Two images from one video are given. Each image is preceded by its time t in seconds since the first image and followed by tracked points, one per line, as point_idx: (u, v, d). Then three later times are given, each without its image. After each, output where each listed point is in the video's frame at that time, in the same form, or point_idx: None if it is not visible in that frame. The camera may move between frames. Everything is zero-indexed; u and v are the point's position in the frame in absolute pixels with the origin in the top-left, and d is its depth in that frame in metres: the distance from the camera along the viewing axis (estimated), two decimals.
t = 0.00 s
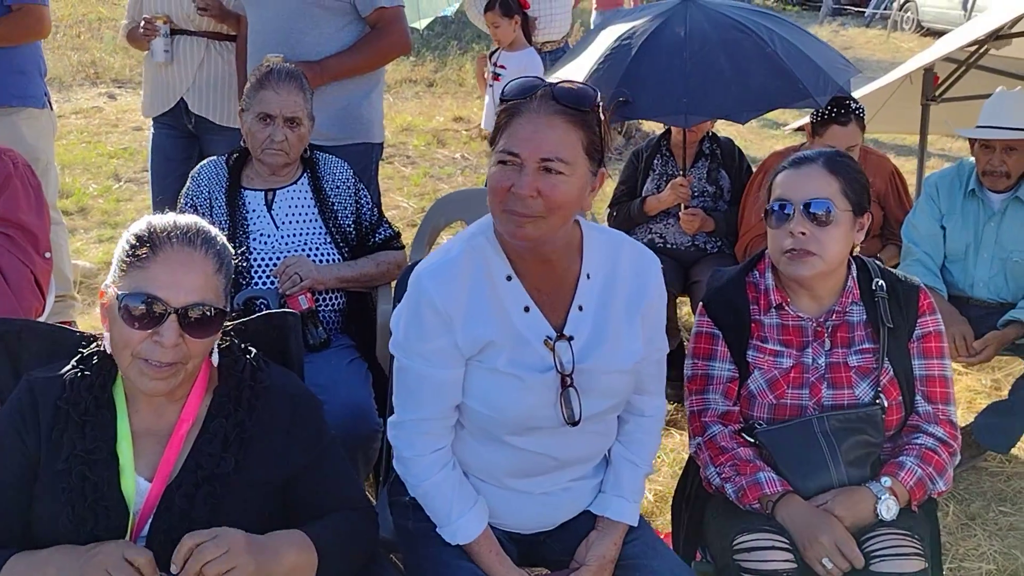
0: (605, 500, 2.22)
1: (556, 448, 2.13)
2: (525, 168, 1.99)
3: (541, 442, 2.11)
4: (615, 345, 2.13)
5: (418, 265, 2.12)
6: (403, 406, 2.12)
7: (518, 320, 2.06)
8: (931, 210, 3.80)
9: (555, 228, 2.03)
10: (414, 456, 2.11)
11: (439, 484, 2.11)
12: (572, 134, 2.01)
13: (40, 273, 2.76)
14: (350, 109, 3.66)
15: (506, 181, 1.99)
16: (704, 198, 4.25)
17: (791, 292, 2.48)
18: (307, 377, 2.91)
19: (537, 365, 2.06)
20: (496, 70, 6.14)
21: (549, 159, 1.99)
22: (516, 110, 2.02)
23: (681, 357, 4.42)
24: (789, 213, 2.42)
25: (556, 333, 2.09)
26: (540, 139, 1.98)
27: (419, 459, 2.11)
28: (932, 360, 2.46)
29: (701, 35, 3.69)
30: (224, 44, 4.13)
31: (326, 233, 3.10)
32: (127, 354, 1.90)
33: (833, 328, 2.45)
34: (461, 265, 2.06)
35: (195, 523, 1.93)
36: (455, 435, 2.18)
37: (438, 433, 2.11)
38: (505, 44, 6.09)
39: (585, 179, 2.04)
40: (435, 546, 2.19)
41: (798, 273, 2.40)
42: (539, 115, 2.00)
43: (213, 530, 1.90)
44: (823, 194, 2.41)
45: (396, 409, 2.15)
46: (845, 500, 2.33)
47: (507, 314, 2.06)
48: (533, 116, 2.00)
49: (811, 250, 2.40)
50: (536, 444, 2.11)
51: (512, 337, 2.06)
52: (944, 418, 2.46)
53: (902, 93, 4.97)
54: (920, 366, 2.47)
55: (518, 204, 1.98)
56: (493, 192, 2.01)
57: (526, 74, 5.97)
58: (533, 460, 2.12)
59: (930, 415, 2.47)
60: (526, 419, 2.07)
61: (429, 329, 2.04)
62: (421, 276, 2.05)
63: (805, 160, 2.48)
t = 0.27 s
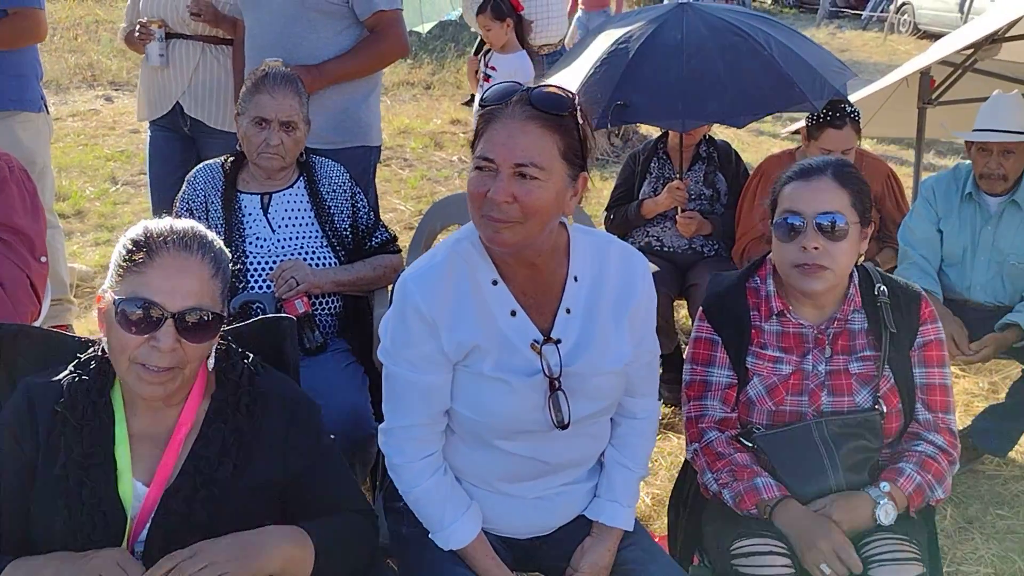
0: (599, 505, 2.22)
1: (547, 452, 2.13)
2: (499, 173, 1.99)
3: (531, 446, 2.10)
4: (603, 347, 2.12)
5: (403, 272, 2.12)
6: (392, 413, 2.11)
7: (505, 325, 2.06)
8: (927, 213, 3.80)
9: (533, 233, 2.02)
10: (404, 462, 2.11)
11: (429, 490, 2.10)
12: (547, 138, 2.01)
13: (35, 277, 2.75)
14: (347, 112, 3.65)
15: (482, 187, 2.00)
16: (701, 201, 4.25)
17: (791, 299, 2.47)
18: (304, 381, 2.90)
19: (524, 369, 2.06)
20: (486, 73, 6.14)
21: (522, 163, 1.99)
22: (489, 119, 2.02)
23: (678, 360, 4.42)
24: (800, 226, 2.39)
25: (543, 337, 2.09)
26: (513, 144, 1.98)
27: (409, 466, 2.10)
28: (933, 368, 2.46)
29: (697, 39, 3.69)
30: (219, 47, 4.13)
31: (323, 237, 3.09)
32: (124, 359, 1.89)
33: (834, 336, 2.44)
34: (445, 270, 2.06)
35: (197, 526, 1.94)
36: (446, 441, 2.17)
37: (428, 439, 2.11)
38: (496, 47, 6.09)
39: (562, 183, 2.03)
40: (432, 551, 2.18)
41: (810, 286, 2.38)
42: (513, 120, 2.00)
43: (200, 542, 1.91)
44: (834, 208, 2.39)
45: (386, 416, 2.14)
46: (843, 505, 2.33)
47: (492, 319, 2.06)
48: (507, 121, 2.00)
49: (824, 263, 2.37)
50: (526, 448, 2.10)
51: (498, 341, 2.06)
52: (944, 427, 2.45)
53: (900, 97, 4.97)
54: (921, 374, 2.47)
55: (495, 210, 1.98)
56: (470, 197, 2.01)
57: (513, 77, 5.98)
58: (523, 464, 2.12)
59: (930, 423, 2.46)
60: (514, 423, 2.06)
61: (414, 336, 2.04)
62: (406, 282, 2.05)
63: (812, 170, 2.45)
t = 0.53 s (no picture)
0: (601, 507, 2.22)
1: (545, 455, 2.12)
2: (487, 177, 2.00)
3: (528, 450, 2.10)
4: (597, 348, 2.12)
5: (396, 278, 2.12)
6: (388, 419, 2.11)
7: (499, 329, 2.06)
8: (928, 216, 3.81)
9: (524, 237, 2.02)
10: (402, 468, 2.11)
11: (427, 495, 2.11)
12: (534, 140, 2.01)
13: (37, 280, 2.75)
14: (349, 115, 3.65)
15: (469, 191, 1.99)
16: (701, 204, 4.25)
17: (796, 303, 2.48)
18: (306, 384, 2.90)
19: (519, 372, 2.06)
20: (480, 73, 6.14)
21: (510, 167, 1.99)
22: (477, 124, 2.03)
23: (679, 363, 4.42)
24: (812, 230, 2.39)
25: (537, 340, 2.09)
26: (500, 148, 1.99)
27: (407, 471, 2.10)
28: (936, 370, 2.46)
29: (696, 43, 3.70)
30: (221, 50, 4.12)
31: (324, 239, 3.09)
32: (126, 362, 1.89)
33: (837, 337, 2.45)
34: (438, 276, 2.06)
35: (198, 531, 1.92)
36: (444, 445, 2.17)
37: (425, 444, 2.11)
38: (493, 47, 6.10)
39: (551, 186, 2.03)
40: (433, 554, 2.18)
41: (820, 290, 2.38)
42: (500, 124, 2.00)
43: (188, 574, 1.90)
44: (844, 211, 2.39)
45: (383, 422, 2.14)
46: (847, 507, 2.33)
47: (486, 323, 2.06)
48: (494, 125, 2.01)
49: (834, 266, 2.37)
50: (523, 452, 2.10)
51: (491, 345, 2.06)
52: (947, 429, 2.46)
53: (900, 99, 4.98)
54: (924, 376, 2.47)
55: (485, 215, 1.98)
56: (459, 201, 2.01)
57: (507, 79, 5.98)
58: (521, 468, 2.12)
59: (933, 424, 2.47)
60: (509, 427, 2.06)
61: (408, 342, 2.04)
62: (399, 290, 2.05)
63: (820, 172, 2.45)
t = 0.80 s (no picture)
0: (597, 509, 2.22)
1: (538, 459, 2.13)
2: (481, 178, 1.99)
3: (519, 453, 2.10)
4: (588, 351, 2.12)
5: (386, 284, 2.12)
6: (380, 425, 2.11)
7: (488, 333, 2.06)
8: (926, 218, 3.81)
9: (516, 239, 2.03)
10: (394, 474, 2.11)
11: (420, 499, 2.10)
12: (526, 141, 2.00)
13: (35, 283, 2.75)
14: (348, 117, 3.65)
15: (463, 193, 1.99)
16: (699, 206, 4.25)
17: (794, 304, 2.47)
18: (304, 386, 2.90)
19: (509, 377, 2.06)
20: (476, 74, 6.15)
21: (503, 168, 1.99)
22: (469, 125, 2.02)
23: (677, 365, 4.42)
24: (811, 233, 2.39)
25: (527, 344, 2.09)
26: (493, 149, 1.98)
27: (399, 476, 2.10)
28: (934, 372, 2.46)
29: (694, 46, 3.70)
30: (222, 52, 4.12)
31: (322, 242, 3.09)
32: (123, 365, 1.89)
33: (835, 340, 2.45)
34: (426, 281, 2.06)
35: (194, 532, 1.91)
36: (436, 449, 2.17)
37: (417, 449, 2.10)
38: (490, 48, 6.14)
39: (542, 187, 2.03)
40: (429, 558, 2.18)
41: (819, 292, 2.38)
42: (493, 126, 2.00)
43: None
44: (843, 214, 2.39)
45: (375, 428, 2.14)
46: (846, 509, 2.33)
47: (475, 328, 2.07)
48: (486, 126, 2.00)
49: (833, 269, 2.37)
50: (515, 456, 2.10)
51: (481, 350, 2.06)
52: (944, 430, 2.46)
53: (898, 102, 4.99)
54: (922, 378, 2.47)
55: (478, 216, 1.98)
56: (452, 203, 2.01)
57: (503, 81, 6.00)
58: (513, 471, 2.12)
59: (931, 427, 2.47)
60: (499, 431, 2.06)
61: (397, 347, 2.04)
62: (387, 295, 2.05)
63: (818, 175, 2.45)
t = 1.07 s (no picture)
0: (593, 513, 2.21)
1: (532, 462, 2.12)
2: (479, 179, 1.98)
3: (513, 457, 2.10)
4: (581, 354, 2.11)
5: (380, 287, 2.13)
6: (374, 428, 2.12)
7: (480, 337, 2.06)
8: (923, 220, 3.81)
9: (512, 240, 2.01)
10: (388, 478, 2.11)
11: (413, 504, 2.11)
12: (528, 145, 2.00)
13: (31, 286, 2.74)
14: (345, 120, 3.65)
15: (461, 193, 1.98)
16: (696, 209, 4.24)
17: (791, 307, 2.47)
18: (301, 390, 2.89)
19: (501, 381, 2.05)
20: (469, 78, 6.18)
21: (503, 168, 1.98)
22: (467, 125, 2.01)
23: (674, 368, 4.42)
24: (809, 236, 2.39)
25: (520, 347, 2.08)
26: (492, 150, 1.98)
27: (393, 481, 2.11)
28: (932, 375, 2.45)
29: (691, 49, 3.70)
30: (221, 54, 4.12)
31: (319, 244, 3.08)
32: (122, 369, 1.88)
33: (833, 343, 2.44)
34: (418, 285, 2.06)
35: (191, 533, 1.91)
36: (430, 453, 2.17)
37: (410, 454, 2.11)
38: (485, 51, 6.16)
39: (540, 189, 2.03)
40: (424, 561, 2.17)
41: (818, 294, 2.37)
42: (492, 127, 1.99)
43: None
44: (841, 217, 2.39)
45: (369, 432, 2.15)
46: (843, 512, 2.33)
47: (467, 331, 2.06)
48: (485, 127, 1.99)
49: (832, 272, 2.37)
50: (509, 459, 2.10)
51: (473, 353, 2.06)
52: (942, 434, 2.45)
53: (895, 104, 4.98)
54: (919, 381, 2.46)
55: (475, 216, 1.97)
56: (449, 205, 1.99)
57: (497, 84, 6.01)
58: (507, 475, 2.11)
59: (929, 430, 2.46)
60: (492, 435, 2.06)
61: (389, 352, 2.05)
62: (380, 299, 2.06)
63: (815, 178, 2.45)
